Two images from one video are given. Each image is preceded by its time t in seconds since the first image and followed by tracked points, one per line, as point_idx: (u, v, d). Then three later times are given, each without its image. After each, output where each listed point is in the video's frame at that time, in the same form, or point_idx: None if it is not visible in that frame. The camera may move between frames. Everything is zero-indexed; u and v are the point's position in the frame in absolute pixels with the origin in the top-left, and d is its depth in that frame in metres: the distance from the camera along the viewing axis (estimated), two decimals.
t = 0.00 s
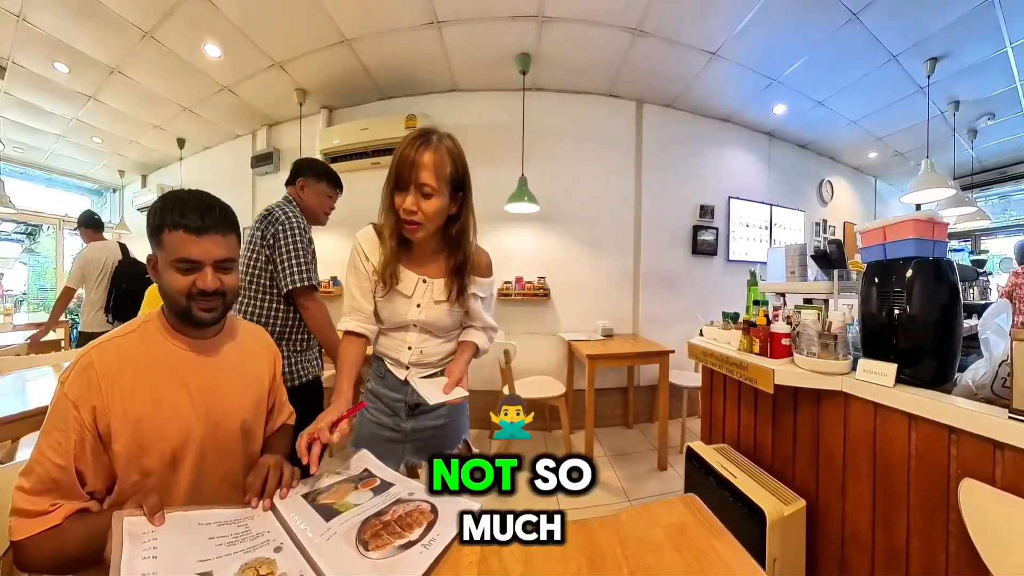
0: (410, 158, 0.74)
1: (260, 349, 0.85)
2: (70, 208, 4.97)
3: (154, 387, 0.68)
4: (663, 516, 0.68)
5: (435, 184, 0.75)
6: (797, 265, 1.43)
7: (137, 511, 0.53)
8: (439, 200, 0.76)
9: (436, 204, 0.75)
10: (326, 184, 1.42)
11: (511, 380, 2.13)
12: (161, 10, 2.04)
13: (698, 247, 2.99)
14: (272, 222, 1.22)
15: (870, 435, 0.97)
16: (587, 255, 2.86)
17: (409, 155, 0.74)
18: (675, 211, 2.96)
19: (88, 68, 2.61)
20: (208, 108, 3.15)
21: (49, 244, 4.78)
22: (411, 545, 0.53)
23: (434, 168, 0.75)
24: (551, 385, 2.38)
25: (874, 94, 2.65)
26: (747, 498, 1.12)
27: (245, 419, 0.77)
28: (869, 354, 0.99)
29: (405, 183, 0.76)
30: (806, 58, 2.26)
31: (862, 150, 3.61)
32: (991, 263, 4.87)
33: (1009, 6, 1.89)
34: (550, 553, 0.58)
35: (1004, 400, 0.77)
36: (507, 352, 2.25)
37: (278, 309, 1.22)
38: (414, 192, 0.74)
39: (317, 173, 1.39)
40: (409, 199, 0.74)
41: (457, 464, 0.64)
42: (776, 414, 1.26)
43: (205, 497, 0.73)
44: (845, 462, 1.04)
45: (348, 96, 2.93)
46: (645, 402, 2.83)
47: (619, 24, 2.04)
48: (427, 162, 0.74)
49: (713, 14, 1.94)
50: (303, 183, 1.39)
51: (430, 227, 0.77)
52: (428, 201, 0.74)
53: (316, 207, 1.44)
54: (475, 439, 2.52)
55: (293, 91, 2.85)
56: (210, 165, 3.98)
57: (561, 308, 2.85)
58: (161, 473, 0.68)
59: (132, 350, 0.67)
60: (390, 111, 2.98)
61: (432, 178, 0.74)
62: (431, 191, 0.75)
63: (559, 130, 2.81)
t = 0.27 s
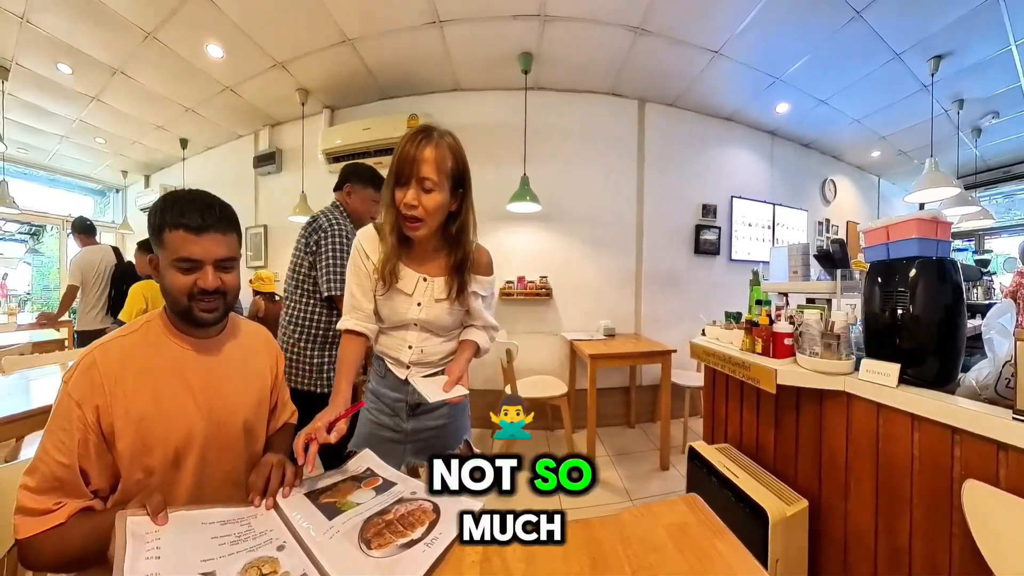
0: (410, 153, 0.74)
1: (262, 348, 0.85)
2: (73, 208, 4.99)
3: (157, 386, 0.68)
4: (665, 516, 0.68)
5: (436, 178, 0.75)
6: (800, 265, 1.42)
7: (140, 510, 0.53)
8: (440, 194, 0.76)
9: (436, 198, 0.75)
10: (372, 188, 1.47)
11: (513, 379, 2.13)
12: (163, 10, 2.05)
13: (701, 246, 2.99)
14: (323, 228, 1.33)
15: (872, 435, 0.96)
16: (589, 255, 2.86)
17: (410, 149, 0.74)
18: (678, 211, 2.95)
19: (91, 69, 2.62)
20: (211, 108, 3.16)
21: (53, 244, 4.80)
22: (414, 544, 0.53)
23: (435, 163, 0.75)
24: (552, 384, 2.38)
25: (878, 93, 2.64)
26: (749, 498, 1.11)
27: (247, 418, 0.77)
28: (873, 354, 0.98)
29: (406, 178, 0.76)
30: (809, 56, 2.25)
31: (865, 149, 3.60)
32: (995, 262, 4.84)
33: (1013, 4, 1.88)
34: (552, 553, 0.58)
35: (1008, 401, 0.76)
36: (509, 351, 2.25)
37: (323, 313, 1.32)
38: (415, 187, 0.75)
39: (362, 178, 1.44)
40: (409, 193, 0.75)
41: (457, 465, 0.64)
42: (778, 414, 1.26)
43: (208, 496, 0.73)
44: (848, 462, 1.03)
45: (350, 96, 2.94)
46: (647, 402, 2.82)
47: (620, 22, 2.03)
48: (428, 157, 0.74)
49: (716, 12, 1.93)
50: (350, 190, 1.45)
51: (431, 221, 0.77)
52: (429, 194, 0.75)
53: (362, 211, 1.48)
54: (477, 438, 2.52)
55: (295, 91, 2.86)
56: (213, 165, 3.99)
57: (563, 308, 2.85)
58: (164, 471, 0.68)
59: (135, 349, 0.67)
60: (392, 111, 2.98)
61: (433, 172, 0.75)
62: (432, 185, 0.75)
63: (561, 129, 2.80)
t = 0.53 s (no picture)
0: (400, 146, 0.76)
1: (263, 348, 0.85)
2: (76, 208, 5.01)
3: (160, 385, 0.68)
4: (666, 516, 0.68)
5: (427, 166, 0.75)
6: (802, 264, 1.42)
7: (143, 508, 0.54)
8: (435, 183, 0.76)
9: (431, 186, 0.76)
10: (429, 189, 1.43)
11: (515, 379, 2.13)
12: (166, 11, 2.06)
13: (703, 246, 2.98)
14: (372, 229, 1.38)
15: (875, 435, 0.96)
16: (590, 254, 2.85)
17: (400, 143, 0.76)
18: (679, 210, 2.95)
19: (94, 70, 2.64)
20: (213, 109, 3.17)
21: (56, 244, 4.82)
22: (415, 543, 0.53)
23: (426, 153, 0.76)
24: (554, 384, 2.38)
25: (881, 91, 2.63)
26: (752, 498, 1.11)
27: (249, 417, 0.77)
28: (877, 354, 0.98)
29: (398, 171, 0.77)
30: (812, 54, 2.25)
31: (868, 148, 3.58)
32: (999, 262, 4.82)
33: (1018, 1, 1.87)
34: (554, 552, 0.58)
35: (1011, 402, 0.76)
36: (511, 350, 2.25)
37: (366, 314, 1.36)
38: (409, 177, 0.75)
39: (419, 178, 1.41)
40: (404, 183, 0.74)
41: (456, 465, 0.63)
42: (781, 414, 1.25)
43: (211, 494, 0.73)
44: (850, 462, 1.03)
45: (352, 96, 2.95)
46: (649, 401, 2.82)
47: (623, 21, 2.03)
48: (418, 147, 0.75)
49: (718, 11, 1.93)
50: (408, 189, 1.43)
51: (428, 210, 0.76)
52: (423, 183, 0.75)
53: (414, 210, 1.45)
54: (479, 438, 2.53)
55: (297, 91, 2.87)
56: (215, 165, 4.00)
57: (565, 307, 2.85)
58: (167, 470, 0.68)
59: (137, 349, 0.67)
60: (394, 111, 2.99)
61: (424, 162, 0.75)
62: (425, 174, 0.75)
63: (563, 128, 2.80)
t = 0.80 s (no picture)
0: (407, 143, 0.74)
1: (267, 348, 0.85)
2: (79, 209, 5.03)
3: (163, 385, 0.69)
4: (669, 516, 0.67)
5: (433, 162, 0.74)
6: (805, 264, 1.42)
7: (147, 506, 0.54)
8: (441, 180, 0.75)
9: (437, 183, 0.74)
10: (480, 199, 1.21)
11: (517, 378, 2.13)
12: (169, 11, 2.06)
13: (706, 245, 2.97)
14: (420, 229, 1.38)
15: (878, 436, 0.96)
16: (592, 254, 2.85)
17: (408, 139, 0.74)
18: (681, 210, 2.94)
19: (97, 70, 2.65)
20: (216, 109, 3.18)
21: (59, 244, 4.84)
22: (417, 541, 0.53)
23: (432, 150, 0.74)
24: (557, 383, 2.38)
25: (885, 90, 2.62)
26: (754, 498, 1.11)
27: (252, 417, 0.78)
28: (879, 354, 0.97)
29: (405, 168, 0.76)
30: (816, 52, 2.23)
31: (872, 147, 3.57)
32: (1003, 262, 4.80)
33: None
34: (558, 551, 0.57)
35: (1015, 402, 0.76)
36: (513, 349, 2.25)
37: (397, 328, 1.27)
38: (415, 174, 0.74)
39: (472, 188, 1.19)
40: (409, 181, 0.73)
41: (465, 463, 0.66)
42: (783, 414, 1.25)
43: (213, 493, 0.73)
44: (854, 462, 1.02)
45: (354, 96, 2.96)
46: (651, 401, 2.81)
47: (625, 20, 2.02)
48: (424, 143, 0.74)
49: (720, 9, 1.93)
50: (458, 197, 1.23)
51: (434, 208, 0.75)
52: (430, 180, 0.73)
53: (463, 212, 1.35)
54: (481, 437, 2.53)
55: (300, 91, 2.87)
56: (218, 166, 4.01)
57: (567, 307, 2.85)
58: (170, 468, 0.68)
59: (141, 348, 0.68)
60: (396, 110, 2.99)
61: (430, 158, 0.74)
62: (431, 171, 0.74)
63: (565, 128, 2.80)
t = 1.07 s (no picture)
0: (418, 141, 0.74)
1: (269, 347, 0.85)
2: (83, 209, 5.06)
3: (166, 384, 0.69)
4: (670, 515, 0.67)
5: (444, 162, 0.73)
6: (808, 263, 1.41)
7: (151, 505, 0.54)
8: (452, 180, 0.74)
9: (447, 183, 0.74)
10: (527, 195, 1.41)
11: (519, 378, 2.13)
12: (171, 12, 2.07)
13: (708, 244, 2.97)
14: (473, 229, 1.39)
15: (881, 436, 0.95)
16: (594, 253, 2.85)
17: (419, 137, 0.74)
18: (683, 209, 2.94)
19: (100, 71, 2.66)
20: (218, 109, 3.19)
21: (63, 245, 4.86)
22: (420, 540, 0.53)
23: (444, 148, 0.73)
24: (559, 383, 2.38)
25: (888, 88, 2.60)
26: (756, 498, 1.10)
27: (255, 415, 0.78)
28: (882, 354, 0.97)
29: (416, 167, 0.75)
30: (819, 51, 2.23)
31: (875, 146, 3.55)
32: (1007, 261, 4.77)
33: None
34: (560, 551, 0.57)
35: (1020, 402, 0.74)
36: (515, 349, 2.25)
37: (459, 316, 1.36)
38: (426, 174, 0.73)
39: (521, 185, 1.38)
40: (420, 180, 0.73)
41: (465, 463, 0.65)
42: (786, 414, 1.24)
43: (216, 493, 0.74)
44: (856, 463, 1.02)
45: (357, 96, 2.96)
46: (654, 400, 2.81)
47: (628, 19, 2.02)
48: (436, 141, 0.73)
49: (722, 8, 1.92)
50: (507, 196, 1.40)
51: (444, 209, 0.74)
52: (440, 180, 0.73)
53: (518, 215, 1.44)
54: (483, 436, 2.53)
55: (302, 91, 2.88)
56: (220, 165, 4.03)
57: (569, 306, 2.85)
58: (173, 467, 0.69)
59: (144, 347, 0.68)
60: (398, 110, 2.99)
61: (442, 157, 0.73)
62: (442, 170, 0.73)
63: (567, 127, 2.80)
